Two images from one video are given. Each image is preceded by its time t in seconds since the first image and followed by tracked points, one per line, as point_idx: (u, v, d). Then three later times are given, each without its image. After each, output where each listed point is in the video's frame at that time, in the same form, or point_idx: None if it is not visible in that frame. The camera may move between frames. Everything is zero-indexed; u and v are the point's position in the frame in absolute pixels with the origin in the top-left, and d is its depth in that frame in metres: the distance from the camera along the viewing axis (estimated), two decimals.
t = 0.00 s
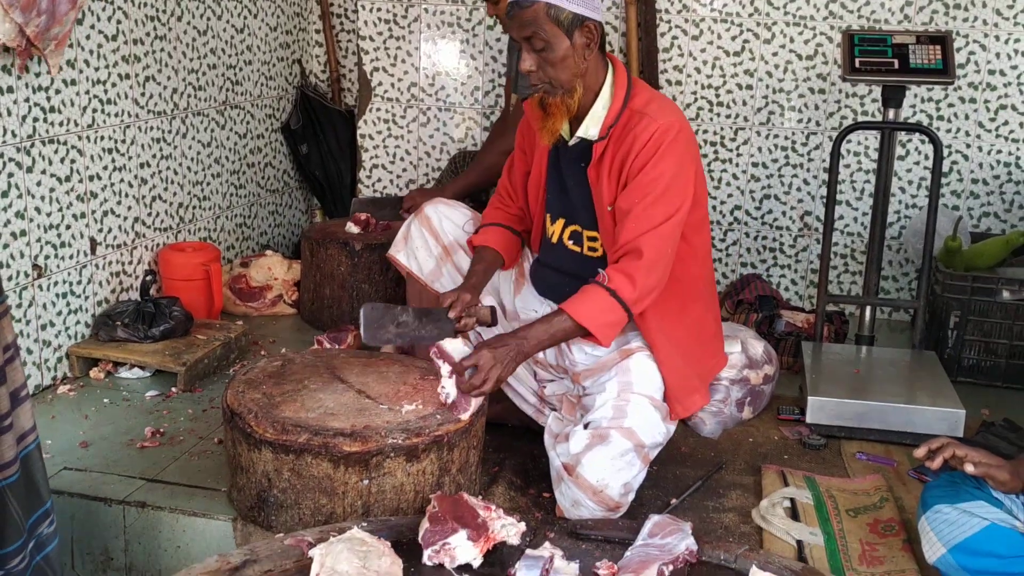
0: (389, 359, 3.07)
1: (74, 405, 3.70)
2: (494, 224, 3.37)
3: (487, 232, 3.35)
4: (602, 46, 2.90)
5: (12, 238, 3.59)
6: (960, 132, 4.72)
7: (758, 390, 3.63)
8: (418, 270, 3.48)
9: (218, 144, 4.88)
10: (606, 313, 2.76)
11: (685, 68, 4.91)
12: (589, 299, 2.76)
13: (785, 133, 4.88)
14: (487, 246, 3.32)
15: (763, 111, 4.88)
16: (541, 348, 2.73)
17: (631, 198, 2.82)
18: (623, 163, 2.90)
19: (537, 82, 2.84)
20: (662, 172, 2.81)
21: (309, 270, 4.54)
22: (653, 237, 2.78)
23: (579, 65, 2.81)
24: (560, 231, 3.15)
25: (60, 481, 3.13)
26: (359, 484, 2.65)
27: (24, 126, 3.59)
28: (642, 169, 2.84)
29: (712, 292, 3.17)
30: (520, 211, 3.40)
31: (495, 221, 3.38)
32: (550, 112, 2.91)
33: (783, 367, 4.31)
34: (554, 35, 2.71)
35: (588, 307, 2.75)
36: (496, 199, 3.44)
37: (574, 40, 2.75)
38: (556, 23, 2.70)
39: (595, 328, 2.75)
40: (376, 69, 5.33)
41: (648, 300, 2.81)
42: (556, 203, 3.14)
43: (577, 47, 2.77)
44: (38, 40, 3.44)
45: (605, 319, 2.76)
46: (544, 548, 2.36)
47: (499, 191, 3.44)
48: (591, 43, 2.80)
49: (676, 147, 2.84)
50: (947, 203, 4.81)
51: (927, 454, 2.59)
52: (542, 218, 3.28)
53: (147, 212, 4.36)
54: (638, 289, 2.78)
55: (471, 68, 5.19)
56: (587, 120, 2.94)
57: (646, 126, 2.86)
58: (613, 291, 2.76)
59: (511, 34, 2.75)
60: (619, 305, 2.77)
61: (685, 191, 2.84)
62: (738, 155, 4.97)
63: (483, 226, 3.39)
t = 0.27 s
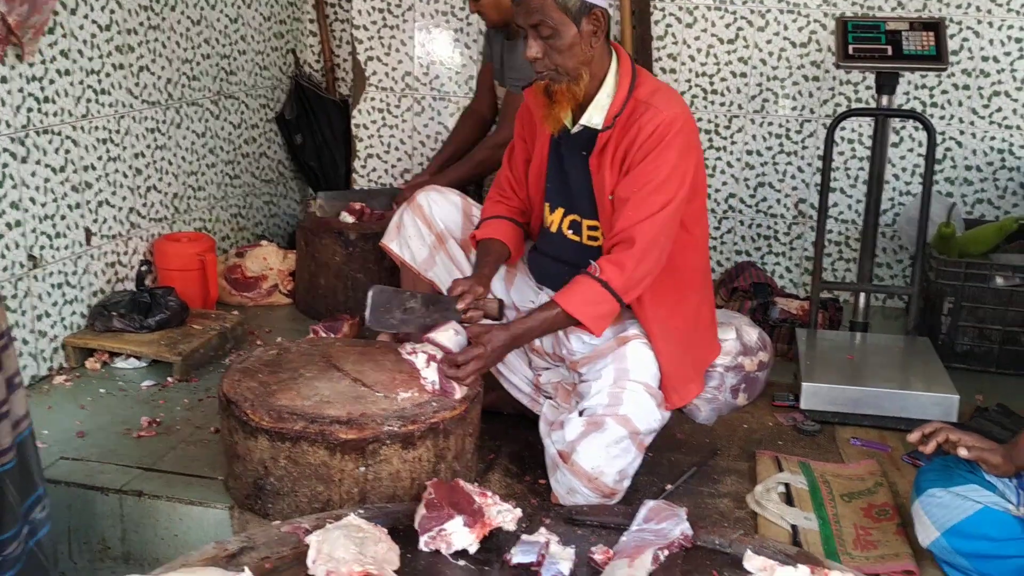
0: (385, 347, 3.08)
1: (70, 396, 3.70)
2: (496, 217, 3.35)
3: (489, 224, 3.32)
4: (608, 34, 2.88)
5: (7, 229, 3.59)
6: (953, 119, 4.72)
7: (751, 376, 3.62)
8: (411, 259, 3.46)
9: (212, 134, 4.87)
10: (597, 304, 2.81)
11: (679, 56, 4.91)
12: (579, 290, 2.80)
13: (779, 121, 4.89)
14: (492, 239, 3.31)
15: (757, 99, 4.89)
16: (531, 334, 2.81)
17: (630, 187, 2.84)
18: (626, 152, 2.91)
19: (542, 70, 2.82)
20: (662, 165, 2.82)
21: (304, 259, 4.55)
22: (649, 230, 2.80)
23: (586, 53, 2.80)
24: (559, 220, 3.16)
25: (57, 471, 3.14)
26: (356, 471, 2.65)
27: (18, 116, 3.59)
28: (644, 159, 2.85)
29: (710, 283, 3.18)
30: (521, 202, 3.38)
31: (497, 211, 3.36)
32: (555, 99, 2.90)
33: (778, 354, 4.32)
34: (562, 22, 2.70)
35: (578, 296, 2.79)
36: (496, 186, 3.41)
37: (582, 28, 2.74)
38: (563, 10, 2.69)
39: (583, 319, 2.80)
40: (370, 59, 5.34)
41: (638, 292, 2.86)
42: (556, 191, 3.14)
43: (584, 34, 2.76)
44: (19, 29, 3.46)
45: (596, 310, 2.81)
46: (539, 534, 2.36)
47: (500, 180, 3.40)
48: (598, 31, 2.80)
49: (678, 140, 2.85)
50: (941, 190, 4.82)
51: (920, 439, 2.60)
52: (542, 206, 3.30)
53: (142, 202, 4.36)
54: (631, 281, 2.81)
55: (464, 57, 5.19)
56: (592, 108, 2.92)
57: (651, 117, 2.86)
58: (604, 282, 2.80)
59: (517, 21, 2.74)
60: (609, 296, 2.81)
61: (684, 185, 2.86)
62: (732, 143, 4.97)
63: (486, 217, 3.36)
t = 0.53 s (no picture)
0: (379, 336, 3.07)
1: (64, 388, 3.69)
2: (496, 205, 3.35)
3: (489, 213, 3.33)
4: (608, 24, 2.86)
5: None
6: (946, 103, 4.72)
7: (746, 362, 3.65)
8: (404, 248, 3.44)
9: (203, 124, 4.85)
10: (588, 299, 2.80)
11: (672, 42, 4.90)
12: (571, 284, 2.79)
13: (772, 106, 4.88)
14: (494, 228, 3.32)
15: (750, 85, 4.88)
16: (523, 326, 2.78)
17: (624, 182, 2.82)
18: (620, 146, 2.89)
19: (541, 60, 2.80)
20: (656, 161, 2.81)
21: (297, 249, 4.54)
22: (641, 226, 2.79)
23: (585, 43, 2.79)
24: (553, 208, 3.16)
25: (52, 463, 3.14)
26: (350, 460, 2.65)
27: (9, 108, 3.57)
28: (638, 154, 2.83)
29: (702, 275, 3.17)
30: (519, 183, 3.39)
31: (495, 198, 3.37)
32: (553, 89, 2.88)
33: (772, 339, 4.33)
34: (562, 13, 2.69)
35: (568, 290, 2.78)
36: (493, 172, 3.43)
37: (582, 18, 2.74)
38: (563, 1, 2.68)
39: (576, 315, 2.79)
40: (361, 47, 5.31)
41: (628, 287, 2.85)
42: (550, 179, 3.14)
43: (583, 24, 2.75)
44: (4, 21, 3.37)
45: (587, 305, 2.80)
46: (534, 521, 2.36)
47: (496, 166, 3.42)
48: (598, 22, 2.80)
49: (673, 136, 2.83)
50: (934, 174, 4.82)
51: (913, 423, 2.61)
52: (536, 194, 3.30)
53: (134, 193, 4.34)
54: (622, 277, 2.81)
55: (456, 44, 5.17)
56: (588, 99, 2.92)
57: (647, 111, 2.84)
58: (595, 277, 2.79)
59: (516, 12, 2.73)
60: (600, 290, 2.80)
61: (678, 181, 2.85)
62: (725, 129, 4.97)
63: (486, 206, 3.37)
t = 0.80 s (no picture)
0: (372, 332, 3.06)
1: (57, 386, 3.68)
2: (473, 203, 3.35)
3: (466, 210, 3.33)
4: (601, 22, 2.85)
5: None
6: (939, 96, 4.72)
7: (740, 356, 3.64)
8: (396, 243, 3.41)
9: (195, 120, 4.83)
10: (583, 299, 2.80)
11: (665, 35, 4.89)
12: (566, 286, 2.79)
13: (765, 100, 4.87)
14: (470, 229, 3.30)
15: (743, 78, 4.87)
16: (517, 324, 2.79)
17: (618, 183, 2.83)
18: (613, 147, 2.89)
19: (534, 61, 2.79)
20: (650, 161, 2.82)
21: (289, 245, 4.53)
22: (636, 226, 2.80)
23: (579, 43, 2.78)
24: (544, 204, 3.15)
25: (45, 461, 3.12)
26: (344, 457, 2.64)
27: None
28: (632, 155, 2.84)
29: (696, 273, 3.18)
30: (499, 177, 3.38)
31: (477, 191, 3.36)
32: (547, 90, 2.85)
33: (766, 333, 4.33)
34: (555, 14, 2.67)
35: (563, 292, 2.79)
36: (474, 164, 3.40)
37: (575, 19, 2.71)
38: (557, 2, 2.66)
39: (571, 315, 2.79)
40: (353, 42, 5.36)
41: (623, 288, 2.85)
42: (541, 176, 3.13)
43: (576, 25, 2.73)
44: None
45: (581, 305, 2.80)
46: (528, 516, 2.36)
47: (479, 153, 3.40)
48: (591, 21, 2.78)
49: (666, 136, 2.84)
50: (927, 167, 4.82)
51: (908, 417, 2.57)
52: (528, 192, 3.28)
53: (126, 190, 4.32)
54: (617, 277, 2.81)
55: (449, 39, 5.15)
56: (582, 97, 2.90)
57: (639, 112, 2.84)
58: (590, 278, 2.80)
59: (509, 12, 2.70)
60: (594, 290, 2.81)
61: (671, 181, 2.86)
62: (719, 123, 4.96)
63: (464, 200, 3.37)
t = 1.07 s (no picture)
0: (369, 332, 3.05)
1: (53, 386, 3.67)
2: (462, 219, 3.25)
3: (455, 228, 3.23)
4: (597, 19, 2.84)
5: None
6: (937, 94, 4.72)
7: (737, 356, 3.62)
8: (393, 243, 3.41)
9: (192, 120, 4.82)
10: (602, 299, 2.82)
11: (662, 34, 4.88)
12: (586, 288, 2.81)
13: (762, 99, 4.87)
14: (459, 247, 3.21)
15: (740, 77, 4.86)
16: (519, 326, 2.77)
17: (630, 180, 2.83)
18: (620, 143, 2.89)
19: (530, 57, 2.78)
20: (659, 157, 2.83)
21: (286, 245, 4.52)
22: (650, 225, 2.81)
23: (574, 38, 2.77)
24: (543, 205, 3.13)
25: (41, 462, 3.11)
26: (341, 458, 2.63)
27: None
28: (641, 151, 2.84)
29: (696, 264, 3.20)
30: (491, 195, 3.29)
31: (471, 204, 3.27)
32: (543, 86, 2.84)
33: (764, 333, 4.32)
34: (549, 9, 2.66)
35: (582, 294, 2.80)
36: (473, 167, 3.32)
37: (570, 14, 2.71)
38: None
39: (591, 315, 2.81)
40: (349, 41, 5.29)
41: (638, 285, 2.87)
42: (540, 176, 3.11)
43: (572, 20, 2.73)
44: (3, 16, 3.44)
45: (599, 306, 2.82)
46: (526, 517, 2.35)
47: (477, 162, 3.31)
48: (587, 16, 2.77)
49: (673, 130, 2.84)
50: (925, 165, 4.82)
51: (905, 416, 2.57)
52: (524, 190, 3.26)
53: (122, 190, 4.31)
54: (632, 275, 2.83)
55: (446, 38, 5.14)
56: (582, 95, 2.90)
57: (644, 106, 2.84)
58: (608, 276, 2.82)
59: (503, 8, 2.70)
60: (613, 290, 2.83)
61: (680, 174, 2.88)
62: (716, 122, 4.96)
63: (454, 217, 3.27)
